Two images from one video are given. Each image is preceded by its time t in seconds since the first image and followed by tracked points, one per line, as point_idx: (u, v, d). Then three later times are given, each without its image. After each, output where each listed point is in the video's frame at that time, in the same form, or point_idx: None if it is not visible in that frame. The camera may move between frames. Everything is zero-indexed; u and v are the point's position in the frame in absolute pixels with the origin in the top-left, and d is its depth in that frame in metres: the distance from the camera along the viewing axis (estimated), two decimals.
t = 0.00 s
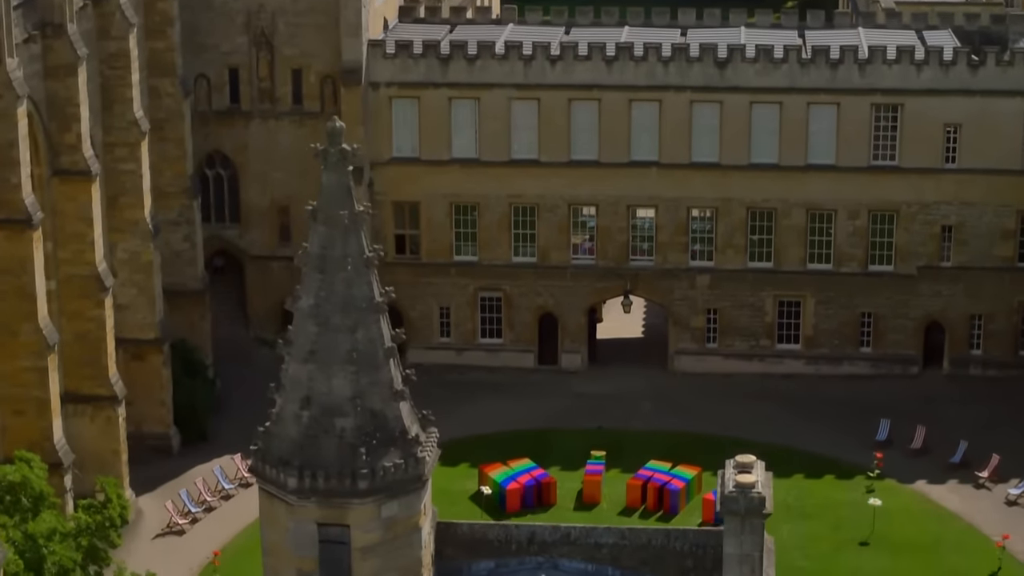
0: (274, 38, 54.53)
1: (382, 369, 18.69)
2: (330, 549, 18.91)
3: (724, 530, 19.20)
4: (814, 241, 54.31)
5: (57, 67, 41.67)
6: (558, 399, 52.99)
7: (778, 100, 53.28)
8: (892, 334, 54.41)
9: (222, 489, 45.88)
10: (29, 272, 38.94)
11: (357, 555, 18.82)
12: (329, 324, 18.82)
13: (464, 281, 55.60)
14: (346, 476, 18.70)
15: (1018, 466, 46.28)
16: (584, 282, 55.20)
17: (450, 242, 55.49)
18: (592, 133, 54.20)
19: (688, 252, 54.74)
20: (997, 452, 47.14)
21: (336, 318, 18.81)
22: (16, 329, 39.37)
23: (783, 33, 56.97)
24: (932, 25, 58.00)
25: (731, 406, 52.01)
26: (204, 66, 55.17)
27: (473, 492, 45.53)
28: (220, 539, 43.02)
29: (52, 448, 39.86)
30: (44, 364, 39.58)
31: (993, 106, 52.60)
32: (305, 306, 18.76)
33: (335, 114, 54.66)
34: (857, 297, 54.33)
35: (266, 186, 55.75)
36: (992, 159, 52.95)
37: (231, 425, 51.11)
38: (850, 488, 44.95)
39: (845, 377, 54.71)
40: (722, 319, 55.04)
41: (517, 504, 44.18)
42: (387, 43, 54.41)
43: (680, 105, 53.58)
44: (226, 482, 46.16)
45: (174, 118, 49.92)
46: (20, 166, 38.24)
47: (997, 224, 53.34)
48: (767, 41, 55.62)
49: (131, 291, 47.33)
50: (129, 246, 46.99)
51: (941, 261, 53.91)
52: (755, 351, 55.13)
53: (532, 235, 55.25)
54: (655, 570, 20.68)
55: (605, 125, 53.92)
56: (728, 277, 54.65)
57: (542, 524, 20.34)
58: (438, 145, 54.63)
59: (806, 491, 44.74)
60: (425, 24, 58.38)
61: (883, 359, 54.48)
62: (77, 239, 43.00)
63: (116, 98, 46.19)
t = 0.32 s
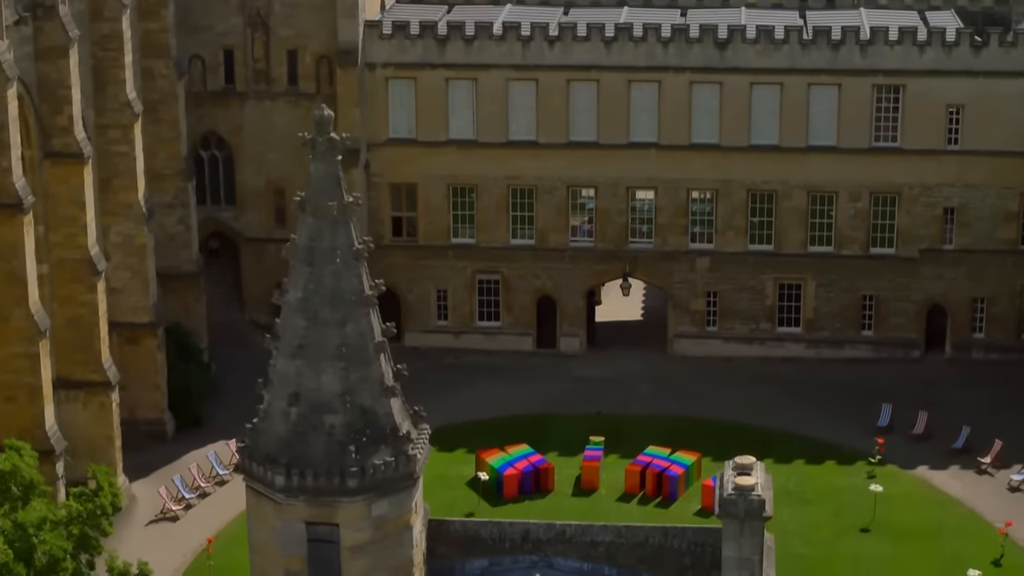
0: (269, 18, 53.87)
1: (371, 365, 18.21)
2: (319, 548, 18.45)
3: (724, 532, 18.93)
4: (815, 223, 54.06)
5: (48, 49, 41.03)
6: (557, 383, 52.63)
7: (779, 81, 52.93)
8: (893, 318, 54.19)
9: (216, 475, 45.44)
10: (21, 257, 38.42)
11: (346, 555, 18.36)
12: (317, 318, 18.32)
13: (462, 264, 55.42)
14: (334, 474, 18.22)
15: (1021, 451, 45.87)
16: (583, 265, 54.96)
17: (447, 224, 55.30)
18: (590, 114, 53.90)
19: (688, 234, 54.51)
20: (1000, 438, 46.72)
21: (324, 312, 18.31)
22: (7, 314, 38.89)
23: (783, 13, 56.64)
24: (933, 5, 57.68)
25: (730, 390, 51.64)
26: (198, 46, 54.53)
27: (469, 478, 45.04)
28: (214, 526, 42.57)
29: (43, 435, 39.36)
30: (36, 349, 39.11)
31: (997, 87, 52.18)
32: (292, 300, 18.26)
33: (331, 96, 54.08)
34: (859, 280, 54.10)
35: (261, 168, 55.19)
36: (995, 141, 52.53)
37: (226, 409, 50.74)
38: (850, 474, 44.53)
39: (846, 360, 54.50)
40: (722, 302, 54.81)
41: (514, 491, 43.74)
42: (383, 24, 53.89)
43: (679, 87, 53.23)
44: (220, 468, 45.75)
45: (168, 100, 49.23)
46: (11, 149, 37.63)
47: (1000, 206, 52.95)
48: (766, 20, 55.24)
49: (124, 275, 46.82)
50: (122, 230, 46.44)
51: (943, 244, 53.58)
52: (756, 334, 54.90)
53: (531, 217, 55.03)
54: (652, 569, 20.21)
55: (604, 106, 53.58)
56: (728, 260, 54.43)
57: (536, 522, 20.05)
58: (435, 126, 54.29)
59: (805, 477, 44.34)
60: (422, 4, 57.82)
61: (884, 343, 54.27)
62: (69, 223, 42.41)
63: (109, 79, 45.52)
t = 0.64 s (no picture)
0: None
1: (359, 360, 17.71)
2: (307, 547, 18.00)
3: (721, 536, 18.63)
4: (816, 205, 53.67)
5: (39, 29, 40.36)
6: (555, 366, 52.17)
7: (780, 61, 52.50)
8: (894, 302, 53.85)
9: (210, 460, 45.00)
10: (11, 241, 37.85)
11: (334, 554, 17.88)
12: (304, 312, 17.81)
13: (459, 246, 55.09)
14: (322, 471, 17.74)
15: None
16: (581, 247, 54.60)
17: (444, 206, 54.93)
18: (589, 95, 53.47)
19: (687, 216, 54.14)
20: (1002, 422, 46.32)
21: (311, 305, 17.79)
22: None
23: None
24: None
25: (729, 373, 51.21)
26: (192, 26, 53.91)
27: (466, 464, 44.59)
28: (207, 512, 42.09)
29: (33, 421, 38.86)
30: (27, 334, 38.57)
31: (998, 68, 51.85)
32: (278, 293, 17.76)
33: (327, 76, 53.43)
34: (860, 263, 53.74)
35: (256, 149, 54.67)
36: (998, 122, 52.16)
37: (220, 394, 50.29)
38: (851, 459, 44.09)
39: (846, 344, 54.14)
40: (722, 285, 54.44)
41: (511, 476, 43.27)
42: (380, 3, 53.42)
43: (679, 67, 52.81)
44: (214, 453, 45.33)
45: (162, 81, 48.63)
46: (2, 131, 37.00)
47: (1002, 188, 52.56)
48: None
49: (117, 258, 46.27)
50: (115, 212, 45.83)
51: (945, 226, 53.23)
52: (756, 317, 54.53)
53: (529, 199, 54.66)
54: (650, 568, 20.04)
55: (602, 86, 53.17)
56: (728, 242, 54.06)
57: (530, 519, 19.68)
58: (432, 108, 53.88)
59: (805, 462, 43.95)
60: None
61: (884, 326, 53.92)
62: (61, 206, 41.82)
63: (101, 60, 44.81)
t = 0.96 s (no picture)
0: None
1: (347, 353, 17.21)
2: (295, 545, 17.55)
3: (720, 539, 18.08)
4: (817, 185, 53.16)
5: (29, 8, 39.66)
6: (553, 348, 51.72)
7: (780, 40, 51.99)
8: (896, 282, 53.39)
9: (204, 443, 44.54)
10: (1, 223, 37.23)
11: (322, 552, 17.40)
12: (291, 303, 17.31)
13: (456, 226, 54.64)
14: (310, 467, 17.27)
15: None
16: (579, 227, 54.14)
17: (441, 186, 54.40)
18: (587, 74, 52.97)
19: (687, 196, 53.65)
20: (1005, 405, 45.86)
21: (299, 296, 17.30)
22: None
23: None
24: None
25: (728, 354, 50.76)
26: (186, 4, 53.28)
27: (463, 447, 44.13)
28: (201, 497, 41.65)
29: (24, 405, 38.39)
30: (18, 318, 38.07)
31: (1001, 47, 51.30)
32: (264, 284, 17.27)
33: (323, 55, 53.00)
34: (861, 243, 53.26)
35: (252, 129, 54.15)
36: (1000, 101, 51.60)
37: (215, 376, 49.88)
38: (852, 443, 43.64)
39: (847, 325, 53.72)
40: (722, 265, 53.98)
41: (509, 460, 42.85)
42: None
43: (679, 46, 52.30)
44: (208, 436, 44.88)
45: (155, 59, 48.08)
46: None
47: (1005, 168, 52.03)
48: None
49: (110, 239, 45.69)
50: (107, 193, 45.20)
51: (947, 206, 52.72)
52: (756, 298, 54.09)
53: (527, 179, 54.16)
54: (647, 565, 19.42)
55: (601, 66, 52.64)
56: (728, 223, 53.57)
57: (523, 515, 19.07)
58: (429, 87, 53.36)
59: (806, 445, 43.51)
60: None
61: (886, 307, 53.49)
62: (52, 186, 41.20)
63: (94, 38, 44.13)
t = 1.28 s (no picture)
0: None
1: (335, 346, 16.73)
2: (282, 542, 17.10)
3: (719, 541, 17.74)
4: (817, 164, 52.62)
5: None
6: (551, 328, 51.25)
7: (781, 18, 51.47)
8: (898, 263, 52.91)
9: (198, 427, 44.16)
10: None
11: (310, 551, 16.93)
12: (277, 295, 16.81)
13: (453, 206, 54.14)
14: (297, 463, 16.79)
15: None
16: (578, 206, 53.62)
17: (438, 164, 53.87)
18: (586, 52, 52.44)
19: (687, 175, 53.13)
20: (1007, 387, 45.41)
21: (285, 288, 16.80)
22: None
23: None
24: None
25: (728, 335, 50.29)
26: None
27: (460, 431, 43.67)
28: (194, 481, 41.25)
29: (15, 388, 37.90)
30: (8, 300, 37.51)
31: (1005, 25, 50.73)
32: (249, 276, 16.77)
33: (318, 32, 52.15)
34: (862, 223, 52.76)
35: (247, 107, 53.60)
36: (1003, 80, 51.03)
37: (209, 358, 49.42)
38: (853, 426, 43.18)
39: (848, 306, 53.25)
40: (722, 245, 53.49)
41: (506, 443, 42.41)
42: None
43: (679, 23, 51.76)
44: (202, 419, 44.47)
45: (149, 37, 47.46)
46: None
47: (1009, 147, 51.49)
48: None
49: (104, 219, 45.08)
50: (100, 172, 44.56)
51: (949, 186, 52.18)
52: (756, 278, 53.62)
53: (525, 157, 53.64)
54: (643, 562, 19.12)
55: (600, 43, 52.08)
56: (727, 202, 53.05)
57: (518, 510, 18.89)
58: (426, 66, 52.83)
59: (807, 428, 43.08)
60: None
61: (888, 287, 53.00)
62: (43, 167, 40.58)
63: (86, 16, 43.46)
